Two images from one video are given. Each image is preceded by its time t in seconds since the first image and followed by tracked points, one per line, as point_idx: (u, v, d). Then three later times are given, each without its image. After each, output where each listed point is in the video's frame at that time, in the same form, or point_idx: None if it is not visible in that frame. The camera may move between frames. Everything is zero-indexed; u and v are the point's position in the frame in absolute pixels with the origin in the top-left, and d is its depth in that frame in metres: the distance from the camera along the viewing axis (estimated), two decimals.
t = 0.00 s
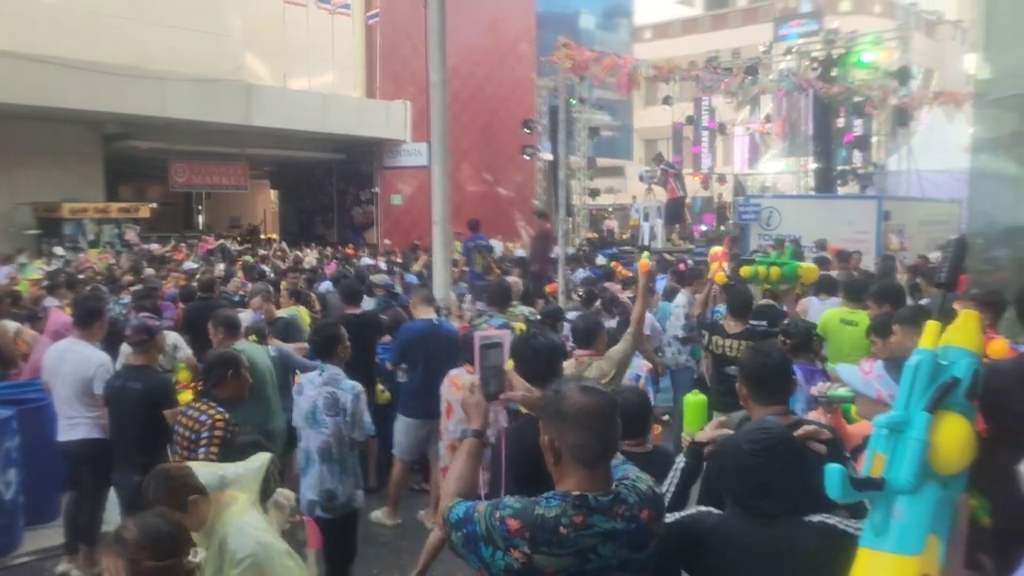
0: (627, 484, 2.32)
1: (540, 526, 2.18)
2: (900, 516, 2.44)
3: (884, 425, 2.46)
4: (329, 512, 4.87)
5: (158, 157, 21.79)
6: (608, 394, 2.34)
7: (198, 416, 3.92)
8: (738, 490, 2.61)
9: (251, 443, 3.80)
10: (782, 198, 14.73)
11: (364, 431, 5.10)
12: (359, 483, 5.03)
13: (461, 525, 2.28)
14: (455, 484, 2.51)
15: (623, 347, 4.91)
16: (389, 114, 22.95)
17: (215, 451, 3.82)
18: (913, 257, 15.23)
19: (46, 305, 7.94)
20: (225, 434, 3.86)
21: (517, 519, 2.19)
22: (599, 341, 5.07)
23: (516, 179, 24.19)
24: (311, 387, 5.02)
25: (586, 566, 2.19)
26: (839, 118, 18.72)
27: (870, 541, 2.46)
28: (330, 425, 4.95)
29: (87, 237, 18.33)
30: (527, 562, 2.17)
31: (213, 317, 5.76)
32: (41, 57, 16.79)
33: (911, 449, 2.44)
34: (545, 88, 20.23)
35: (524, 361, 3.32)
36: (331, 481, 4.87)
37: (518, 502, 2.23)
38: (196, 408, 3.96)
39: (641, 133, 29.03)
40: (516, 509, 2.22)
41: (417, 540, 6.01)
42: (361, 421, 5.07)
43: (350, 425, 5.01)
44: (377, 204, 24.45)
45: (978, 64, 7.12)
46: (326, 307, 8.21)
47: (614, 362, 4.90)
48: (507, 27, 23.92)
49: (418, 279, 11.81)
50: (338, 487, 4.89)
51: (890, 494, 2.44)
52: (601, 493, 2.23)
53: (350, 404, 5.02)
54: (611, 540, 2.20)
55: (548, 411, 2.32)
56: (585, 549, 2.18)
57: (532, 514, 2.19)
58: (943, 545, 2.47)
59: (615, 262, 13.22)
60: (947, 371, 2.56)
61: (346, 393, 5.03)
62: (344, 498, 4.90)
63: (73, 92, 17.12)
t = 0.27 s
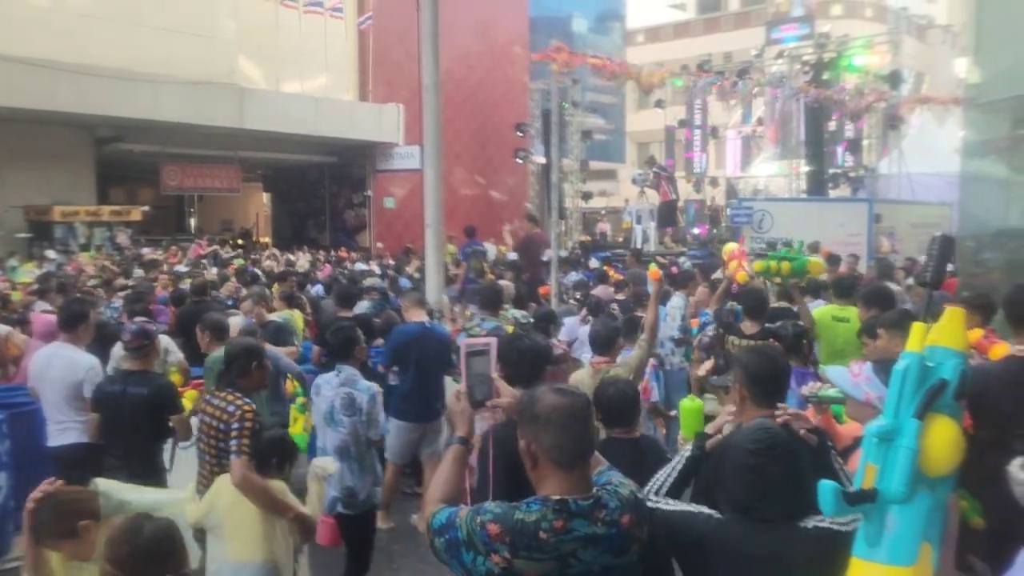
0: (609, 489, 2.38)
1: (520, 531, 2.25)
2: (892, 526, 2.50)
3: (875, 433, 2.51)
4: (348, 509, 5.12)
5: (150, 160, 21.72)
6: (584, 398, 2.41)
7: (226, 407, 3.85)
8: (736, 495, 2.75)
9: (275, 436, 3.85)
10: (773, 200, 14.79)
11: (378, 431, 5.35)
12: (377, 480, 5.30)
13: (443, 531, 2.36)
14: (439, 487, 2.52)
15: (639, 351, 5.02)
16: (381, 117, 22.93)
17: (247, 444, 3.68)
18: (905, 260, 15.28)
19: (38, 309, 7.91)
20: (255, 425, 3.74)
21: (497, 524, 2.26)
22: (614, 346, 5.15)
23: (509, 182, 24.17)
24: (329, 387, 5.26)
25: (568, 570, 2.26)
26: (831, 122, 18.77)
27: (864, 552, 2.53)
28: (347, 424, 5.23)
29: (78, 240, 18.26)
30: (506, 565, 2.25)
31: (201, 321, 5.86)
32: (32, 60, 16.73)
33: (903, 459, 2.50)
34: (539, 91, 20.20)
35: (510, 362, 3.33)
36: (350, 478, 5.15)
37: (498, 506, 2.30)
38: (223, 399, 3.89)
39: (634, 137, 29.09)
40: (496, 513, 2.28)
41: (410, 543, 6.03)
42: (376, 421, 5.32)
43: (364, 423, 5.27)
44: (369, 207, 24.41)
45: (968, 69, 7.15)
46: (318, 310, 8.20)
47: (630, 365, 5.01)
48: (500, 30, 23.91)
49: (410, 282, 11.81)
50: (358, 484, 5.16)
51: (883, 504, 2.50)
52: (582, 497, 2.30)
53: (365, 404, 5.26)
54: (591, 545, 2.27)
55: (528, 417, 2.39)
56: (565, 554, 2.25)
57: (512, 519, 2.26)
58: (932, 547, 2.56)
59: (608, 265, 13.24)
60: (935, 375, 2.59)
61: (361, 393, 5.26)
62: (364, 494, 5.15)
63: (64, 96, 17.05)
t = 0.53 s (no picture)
0: (592, 497, 2.40)
1: (504, 537, 2.30)
2: (885, 530, 2.56)
3: (862, 440, 2.56)
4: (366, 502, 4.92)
5: (145, 162, 21.68)
6: (567, 410, 2.41)
7: (261, 411, 4.06)
8: (739, 496, 2.77)
9: (310, 434, 3.99)
10: (769, 202, 14.79)
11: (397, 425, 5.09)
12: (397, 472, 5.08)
13: (431, 534, 2.43)
14: (431, 489, 2.70)
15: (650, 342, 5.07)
16: (377, 118, 22.92)
17: (281, 446, 3.90)
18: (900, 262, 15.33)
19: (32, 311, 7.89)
20: (288, 428, 3.95)
21: (482, 529, 2.32)
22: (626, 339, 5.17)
23: (505, 184, 24.20)
24: (348, 380, 5.09)
25: None
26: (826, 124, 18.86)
27: (858, 558, 2.61)
28: (365, 417, 5.02)
29: (73, 242, 18.20)
30: (490, 570, 2.31)
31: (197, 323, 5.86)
32: (28, 61, 16.68)
33: (891, 466, 2.54)
34: (535, 92, 20.21)
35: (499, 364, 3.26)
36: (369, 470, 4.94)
37: (482, 512, 2.37)
38: (257, 403, 4.09)
39: (629, 138, 29.13)
40: (481, 519, 2.35)
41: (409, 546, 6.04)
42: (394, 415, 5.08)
43: (383, 418, 5.05)
44: (365, 209, 24.40)
45: (962, 70, 7.19)
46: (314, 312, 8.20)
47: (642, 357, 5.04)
48: (496, 32, 23.94)
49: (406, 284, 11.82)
50: (380, 475, 4.96)
51: (874, 511, 2.56)
52: (564, 506, 2.33)
53: (383, 398, 5.04)
54: (574, 551, 2.30)
55: (511, 428, 2.41)
56: (547, 560, 2.29)
57: (497, 525, 2.31)
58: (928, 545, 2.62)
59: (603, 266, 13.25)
60: (922, 378, 2.61)
61: (379, 386, 5.07)
62: (385, 485, 4.97)
63: (59, 97, 16.99)
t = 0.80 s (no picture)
0: (572, 499, 2.41)
1: (482, 533, 2.32)
2: (883, 526, 2.57)
3: (861, 437, 2.55)
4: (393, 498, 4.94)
5: (141, 161, 21.63)
6: (546, 416, 2.38)
7: (292, 406, 4.28)
8: (737, 493, 2.75)
9: (340, 425, 4.12)
10: (766, 199, 14.67)
11: (422, 421, 5.11)
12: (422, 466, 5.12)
13: (419, 527, 2.46)
14: (422, 488, 2.72)
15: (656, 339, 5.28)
16: (373, 117, 22.91)
17: (315, 439, 4.08)
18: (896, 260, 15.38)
19: (25, 310, 7.86)
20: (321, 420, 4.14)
21: (463, 525, 2.35)
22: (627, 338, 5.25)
23: (501, 183, 24.24)
24: (374, 377, 5.07)
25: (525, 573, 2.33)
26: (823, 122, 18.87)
27: (856, 555, 2.61)
28: (391, 413, 5.03)
29: (69, 241, 18.15)
30: (469, 565, 2.34)
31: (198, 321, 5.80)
32: (23, 60, 16.61)
33: (890, 464, 2.54)
34: (532, 91, 20.19)
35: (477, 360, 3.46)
36: (396, 465, 4.94)
37: (465, 508, 2.38)
38: (287, 398, 4.31)
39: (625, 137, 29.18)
40: (463, 514, 2.37)
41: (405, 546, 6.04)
42: (419, 412, 5.10)
43: (407, 414, 5.05)
44: (362, 208, 24.39)
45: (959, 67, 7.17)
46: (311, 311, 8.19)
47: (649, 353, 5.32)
48: (493, 32, 23.94)
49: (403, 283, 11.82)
50: (405, 471, 4.97)
51: (872, 508, 2.56)
52: (542, 506, 2.34)
53: (408, 394, 5.05)
54: (549, 550, 2.32)
55: (492, 428, 2.40)
56: (523, 558, 2.31)
57: (476, 521, 2.34)
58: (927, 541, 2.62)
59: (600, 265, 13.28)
60: (920, 375, 2.60)
61: (404, 383, 5.07)
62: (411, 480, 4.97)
63: (55, 96, 16.94)
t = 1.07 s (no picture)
0: (547, 486, 2.62)
1: (459, 516, 2.52)
2: (884, 525, 2.61)
3: (861, 438, 2.59)
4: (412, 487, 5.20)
5: (134, 157, 21.54)
6: (525, 410, 2.55)
7: (313, 390, 4.53)
8: (721, 486, 2.82)
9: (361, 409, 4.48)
10: (759, 197, 14.84)
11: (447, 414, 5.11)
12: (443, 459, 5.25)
13: (403, 507, 2.66)
14: (414, 468, 2.87)
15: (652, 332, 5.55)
16: (367, 114, 22.86)
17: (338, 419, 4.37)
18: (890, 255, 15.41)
19: (20, 308, 7.84)
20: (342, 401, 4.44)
21: (442, 507, 2.54)
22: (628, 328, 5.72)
23: (496, 179, 24.24)
24: (399, 368, 5.08)
25: (497, 554, 2.53)
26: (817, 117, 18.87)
27: (857, 555, 2.66)
28: (415, 405, 5.01)
29: (62, 238, 18.06)
30: (445, 544, 2.53)
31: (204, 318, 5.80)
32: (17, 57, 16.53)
33: (888, 465, 2.58)
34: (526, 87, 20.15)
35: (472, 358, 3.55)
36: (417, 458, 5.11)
37: (446, 492, 2.58)
38: (307, 384, 4.56)
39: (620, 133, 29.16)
40: (444, 497, 2.57)
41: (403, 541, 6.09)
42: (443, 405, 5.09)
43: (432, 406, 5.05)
44: (357, 204, 24.33)
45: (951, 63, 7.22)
46: (307, 309, 8.21)
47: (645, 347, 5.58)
48: (487, 28, 23.89)
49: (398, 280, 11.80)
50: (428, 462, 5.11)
51: (873, 508, 2.60)
52: (517, 492, 2.54)
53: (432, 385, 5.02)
54: (521, 535, 2.52)
55: (474, 418, 2.57)
56: (496, 541, 2.51)
57: (454, 504, 2.53)
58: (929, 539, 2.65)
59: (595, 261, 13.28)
60: (917, 374, 2.65)
61: (428, 374, 5.04)
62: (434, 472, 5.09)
63: (49, 94, 16.87)
